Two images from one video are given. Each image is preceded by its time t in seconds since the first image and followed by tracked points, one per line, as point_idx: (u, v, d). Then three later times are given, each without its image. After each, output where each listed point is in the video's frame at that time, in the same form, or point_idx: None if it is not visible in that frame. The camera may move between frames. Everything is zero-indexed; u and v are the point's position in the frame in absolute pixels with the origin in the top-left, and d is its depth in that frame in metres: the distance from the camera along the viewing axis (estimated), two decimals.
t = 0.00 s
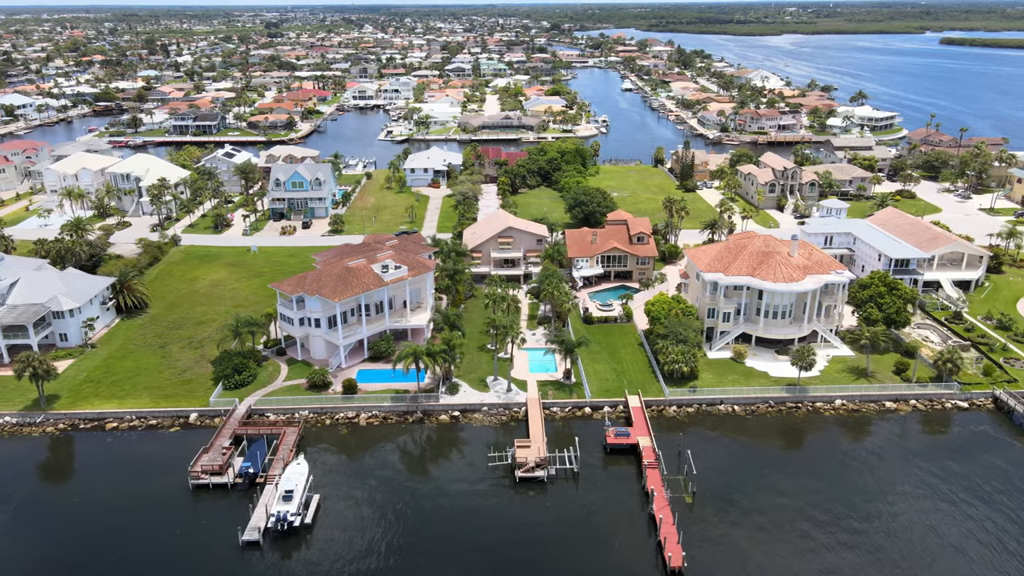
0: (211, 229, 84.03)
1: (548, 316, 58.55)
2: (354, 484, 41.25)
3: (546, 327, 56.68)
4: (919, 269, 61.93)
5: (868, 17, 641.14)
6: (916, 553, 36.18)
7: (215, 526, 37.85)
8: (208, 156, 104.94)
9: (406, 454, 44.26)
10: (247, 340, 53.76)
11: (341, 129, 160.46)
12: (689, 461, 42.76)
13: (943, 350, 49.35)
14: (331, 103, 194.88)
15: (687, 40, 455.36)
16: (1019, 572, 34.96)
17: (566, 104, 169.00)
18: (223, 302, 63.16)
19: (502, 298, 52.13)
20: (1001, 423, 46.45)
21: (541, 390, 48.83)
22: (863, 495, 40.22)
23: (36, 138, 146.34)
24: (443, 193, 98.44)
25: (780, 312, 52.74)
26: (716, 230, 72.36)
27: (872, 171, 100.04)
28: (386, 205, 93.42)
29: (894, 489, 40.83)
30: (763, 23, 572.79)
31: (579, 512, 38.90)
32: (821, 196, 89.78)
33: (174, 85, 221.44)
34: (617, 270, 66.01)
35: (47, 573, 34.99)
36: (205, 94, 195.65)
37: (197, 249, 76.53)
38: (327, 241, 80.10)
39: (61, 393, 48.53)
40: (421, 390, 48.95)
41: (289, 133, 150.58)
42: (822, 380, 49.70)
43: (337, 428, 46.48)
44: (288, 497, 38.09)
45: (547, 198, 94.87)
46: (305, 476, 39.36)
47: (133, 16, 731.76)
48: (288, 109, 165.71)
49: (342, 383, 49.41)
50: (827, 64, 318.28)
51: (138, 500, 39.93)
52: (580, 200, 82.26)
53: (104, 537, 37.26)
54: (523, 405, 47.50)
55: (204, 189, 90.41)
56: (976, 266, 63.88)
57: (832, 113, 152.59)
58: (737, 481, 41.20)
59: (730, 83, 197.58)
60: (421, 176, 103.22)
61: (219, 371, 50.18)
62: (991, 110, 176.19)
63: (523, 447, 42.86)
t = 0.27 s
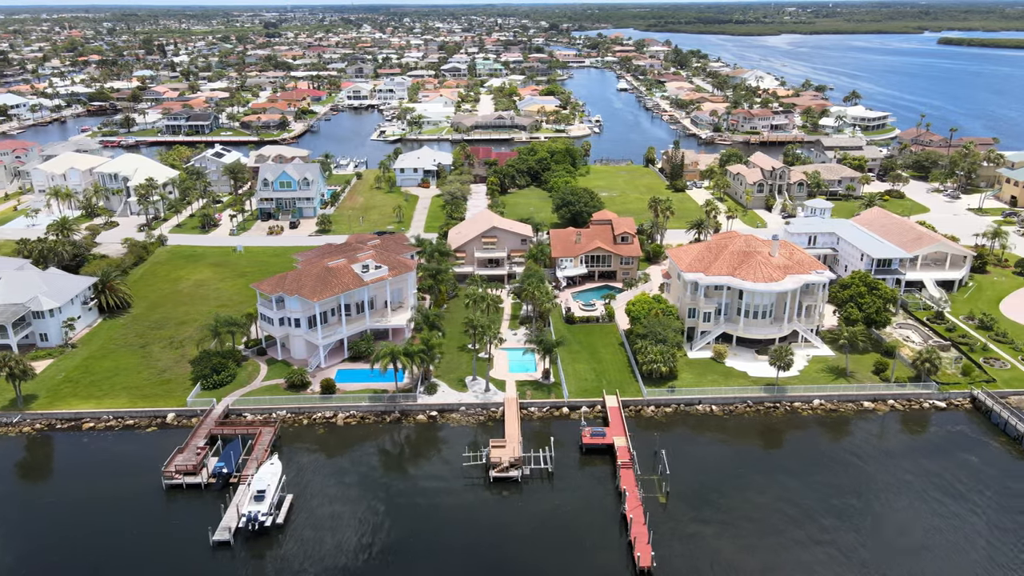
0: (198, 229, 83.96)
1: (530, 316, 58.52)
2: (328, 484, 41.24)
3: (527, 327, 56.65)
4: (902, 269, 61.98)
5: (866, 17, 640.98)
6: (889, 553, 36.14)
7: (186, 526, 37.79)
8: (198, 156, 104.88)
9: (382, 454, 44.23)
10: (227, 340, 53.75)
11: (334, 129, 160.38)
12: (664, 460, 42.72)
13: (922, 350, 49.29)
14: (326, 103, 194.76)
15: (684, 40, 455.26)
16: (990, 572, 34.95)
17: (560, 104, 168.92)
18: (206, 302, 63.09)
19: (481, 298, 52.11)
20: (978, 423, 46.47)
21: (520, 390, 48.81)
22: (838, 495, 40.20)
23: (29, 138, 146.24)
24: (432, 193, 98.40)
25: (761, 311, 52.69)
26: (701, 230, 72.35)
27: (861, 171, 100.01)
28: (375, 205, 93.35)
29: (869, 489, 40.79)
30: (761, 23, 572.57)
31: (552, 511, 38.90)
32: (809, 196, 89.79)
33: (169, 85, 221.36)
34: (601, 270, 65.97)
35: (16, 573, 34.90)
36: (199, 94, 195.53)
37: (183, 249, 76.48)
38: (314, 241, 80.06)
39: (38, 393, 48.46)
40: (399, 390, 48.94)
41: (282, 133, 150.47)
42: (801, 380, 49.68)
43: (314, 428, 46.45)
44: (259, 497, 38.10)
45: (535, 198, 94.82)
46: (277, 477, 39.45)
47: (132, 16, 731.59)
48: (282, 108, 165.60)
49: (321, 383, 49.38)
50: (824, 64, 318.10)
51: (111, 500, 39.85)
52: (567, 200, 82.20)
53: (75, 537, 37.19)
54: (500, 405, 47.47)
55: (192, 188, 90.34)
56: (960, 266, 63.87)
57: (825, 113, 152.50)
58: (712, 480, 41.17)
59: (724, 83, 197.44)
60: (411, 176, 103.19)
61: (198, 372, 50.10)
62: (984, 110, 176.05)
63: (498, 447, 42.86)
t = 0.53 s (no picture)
0: (185, 229, 83.88)
1: (512, 316, 58.45)
2: (303, 484, 41.24)
3: (509, 327, 56.57)
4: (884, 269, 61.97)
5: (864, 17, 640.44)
6: (860, 554, 36.11)
7: (159, 527, 37.77)
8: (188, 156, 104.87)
9: (358, 454, 44.21)
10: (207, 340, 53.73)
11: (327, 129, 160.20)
12: (639, 460, 42.65)
13: (900, 350, 49.28)
14: (320, 103, 194.62)
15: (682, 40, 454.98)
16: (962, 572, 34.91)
17: (553, 104, 168.75)
18: (189, 302, 63.02)
19: (461, 297, 52.08)
20: (956, 423, 46.42)
21: (498, 390, 48.76)
22: (812, 496, 40.18)
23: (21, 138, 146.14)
24: (421, 193, 98.34)
25: (741, 311, 52.65)
26: (686, 230, 72.33)
27: (850, 171, 99.93)
28: (363, 205, 93.30)
29: (844, 489, 40.75)
30: (759, 23, 572.20)
31: (524, 511, 38.90)
32: (797, 197, 89.77)
33: (163, 85, 221.23)
34: (585, 270, 65.85)
35: None
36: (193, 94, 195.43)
37: (169, 249, 76.45)
38: (300, 241, 80.01)
39: (16, 393, 48.43)
40: (376, 390, 48.84)
41: (274, 133, 150.34)
42: (780, 380, 49.66)
43: (292, 428, 46.44)
44: (231, 496, 38.11)
45: (524, 198, 94.77)
46: (250, 477, 39.47)
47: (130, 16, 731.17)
48: (275, 109, 165.45)
49: (299, 382, 49.31)
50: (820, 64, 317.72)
51: (83, 500, 39.80)
52: (554, 199, 82.13)
53: (47, 537, 37.16)
54: (478, 405, 47.43)
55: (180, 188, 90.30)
56: (944, 266, 63.76)
57: (818, 113, 152.40)
58: (687, 480, 41.16)
59: (719, 83, 197.33)
60: (400, 176, 103.15)
61: (177, 371, 50.06)
62: (978, 111, 175.97)
63: (473, 447, 42.88)
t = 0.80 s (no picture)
0: (172, 229, 83.86)
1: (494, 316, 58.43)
2: (277, 484, 41.18)
3: (490, 327, 56.55)
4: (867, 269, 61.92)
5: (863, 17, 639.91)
6: (831, 554, 36.05)
7: (131, 526, 37.73)
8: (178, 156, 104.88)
9: (334, 454, 44.14)
10: (187, 339, 53.70)
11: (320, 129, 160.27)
12: (615, 460, 42.58)
13: (879, 350, 49.25)
14: (315, 103, 194.57)
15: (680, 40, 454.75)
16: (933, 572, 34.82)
17: (547, 104, 168.68)
18: (172, 302, 62.97)
19: (441, 297, 52.09)
20: (935, 423, 46.31)
21: (476, 390, 48.74)
22: (786, 496, 40.14)
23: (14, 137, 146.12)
24: (411, 193, 98.34)
25: (721, 311, 52.63)
26: (672, 230, 72.32)
27: (840, 171, 99.86)
28: (352, 205, 93.21)
29: (819, 489, 40.65)
30: (758, 23, 571.68)
31: (497, 511, 38.87)
32: (785, 197, 89.79)
33: (159, 85, 221.19)
34: (570, 270, 65.77)
35: None
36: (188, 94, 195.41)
37: (155, 249, 76.44)
38: (287, 241, 80.00)
39: None
40: (355, 390, 48.79)
41: (267, 133, 150.18)
42: (759, 380, 49.63)
43: (269, 428, 46.38)
44: (203, 497, 38.07)
45: (513, 198, 94.76)
46: (222, 477, 39.45)
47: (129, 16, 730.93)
48: (268, 108, 165.39)
49: (277, 382, 49.29)
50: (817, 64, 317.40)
51: (57, 500, 39.77)
52: (541, 199, 82.03)
53: (17, 538, 37.10)
54: (456, 406, 47.37)
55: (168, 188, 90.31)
56: (927, 266, 63.73)
57: (812, 113, 152.34)
58: (662, 480, 41.10)
59: (713, 83, 197.17)
60: (390, 176, 103.14)
61: (155, 372, 50.02)
62: (972, 111, 175.80)
63: (448, 447, 42.88)
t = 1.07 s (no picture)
0: (159, 229, 83.78)
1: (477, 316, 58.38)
2: (252, 484, 41.13)
3: (472, 327, 56.51)
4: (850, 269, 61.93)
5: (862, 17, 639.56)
6: (802, 554, 36.00)
7: (102, 526, 37.69)
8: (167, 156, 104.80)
9: (311, 454, 44.10)
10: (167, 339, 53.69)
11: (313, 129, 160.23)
12: (590, 460, 42.53)
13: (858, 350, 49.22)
14: (309, 103, 194.42)
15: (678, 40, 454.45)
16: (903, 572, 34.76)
17: (540, 104, 168.58)
18: (155, 302, 62.87)
19: (421, 297, 52.08)
20: (913, 423, 46.31)
21: (455, 390, 48.71)
22: (760, 495, 40.06)
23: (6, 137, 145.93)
24: (400, 193, 98.30)
25: (701, 311, 52.61)
26: (657, 230, 72.27)
27: (830, 170, 99.79)
28: (341, 205, 93.15)
29: (794, 489, 40.59)
30: (757, 23, 571.16)
31: (472, 511, 38.79)
32: (773, 197, 89.72)
33: (154, 85, 221.01)
34: (554, 269, 65.75)
35: None
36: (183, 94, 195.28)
37: (141, 249, 76.36)
38: (274, 241, 79.92)
39: None
40: (333, 390, 48.78)
41: (260, 133, 150.05)
42: (738, 380, 49.60)
43: (247, 428, 46.34)
44: (174, 497, 38.03)
45: (502, 198, 94.72)
46: (194, 477, 39.41)
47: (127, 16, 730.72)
48: (262, 108, 165.28)
49: (256, 382, 49.31)
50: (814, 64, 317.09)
51: (30, 500, 39.71)
52: (528, 199, 81.93)
53: None
54: (434, 406, 47.34)
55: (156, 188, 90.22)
56: (911, 266, 63.69)
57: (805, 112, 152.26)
58: (637, 480, 41.04)
59: (708, 83, 197.05)
60: (380, 176, 103.10)
61: (134, 372, 49.94)
62: (967, 111, 175.64)
63: (423, 447, 42.88)
